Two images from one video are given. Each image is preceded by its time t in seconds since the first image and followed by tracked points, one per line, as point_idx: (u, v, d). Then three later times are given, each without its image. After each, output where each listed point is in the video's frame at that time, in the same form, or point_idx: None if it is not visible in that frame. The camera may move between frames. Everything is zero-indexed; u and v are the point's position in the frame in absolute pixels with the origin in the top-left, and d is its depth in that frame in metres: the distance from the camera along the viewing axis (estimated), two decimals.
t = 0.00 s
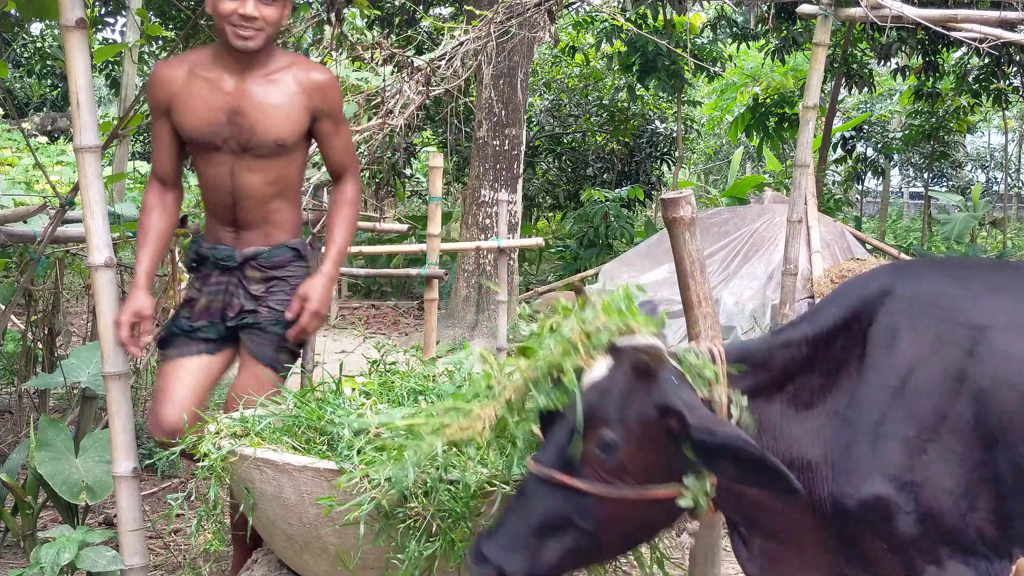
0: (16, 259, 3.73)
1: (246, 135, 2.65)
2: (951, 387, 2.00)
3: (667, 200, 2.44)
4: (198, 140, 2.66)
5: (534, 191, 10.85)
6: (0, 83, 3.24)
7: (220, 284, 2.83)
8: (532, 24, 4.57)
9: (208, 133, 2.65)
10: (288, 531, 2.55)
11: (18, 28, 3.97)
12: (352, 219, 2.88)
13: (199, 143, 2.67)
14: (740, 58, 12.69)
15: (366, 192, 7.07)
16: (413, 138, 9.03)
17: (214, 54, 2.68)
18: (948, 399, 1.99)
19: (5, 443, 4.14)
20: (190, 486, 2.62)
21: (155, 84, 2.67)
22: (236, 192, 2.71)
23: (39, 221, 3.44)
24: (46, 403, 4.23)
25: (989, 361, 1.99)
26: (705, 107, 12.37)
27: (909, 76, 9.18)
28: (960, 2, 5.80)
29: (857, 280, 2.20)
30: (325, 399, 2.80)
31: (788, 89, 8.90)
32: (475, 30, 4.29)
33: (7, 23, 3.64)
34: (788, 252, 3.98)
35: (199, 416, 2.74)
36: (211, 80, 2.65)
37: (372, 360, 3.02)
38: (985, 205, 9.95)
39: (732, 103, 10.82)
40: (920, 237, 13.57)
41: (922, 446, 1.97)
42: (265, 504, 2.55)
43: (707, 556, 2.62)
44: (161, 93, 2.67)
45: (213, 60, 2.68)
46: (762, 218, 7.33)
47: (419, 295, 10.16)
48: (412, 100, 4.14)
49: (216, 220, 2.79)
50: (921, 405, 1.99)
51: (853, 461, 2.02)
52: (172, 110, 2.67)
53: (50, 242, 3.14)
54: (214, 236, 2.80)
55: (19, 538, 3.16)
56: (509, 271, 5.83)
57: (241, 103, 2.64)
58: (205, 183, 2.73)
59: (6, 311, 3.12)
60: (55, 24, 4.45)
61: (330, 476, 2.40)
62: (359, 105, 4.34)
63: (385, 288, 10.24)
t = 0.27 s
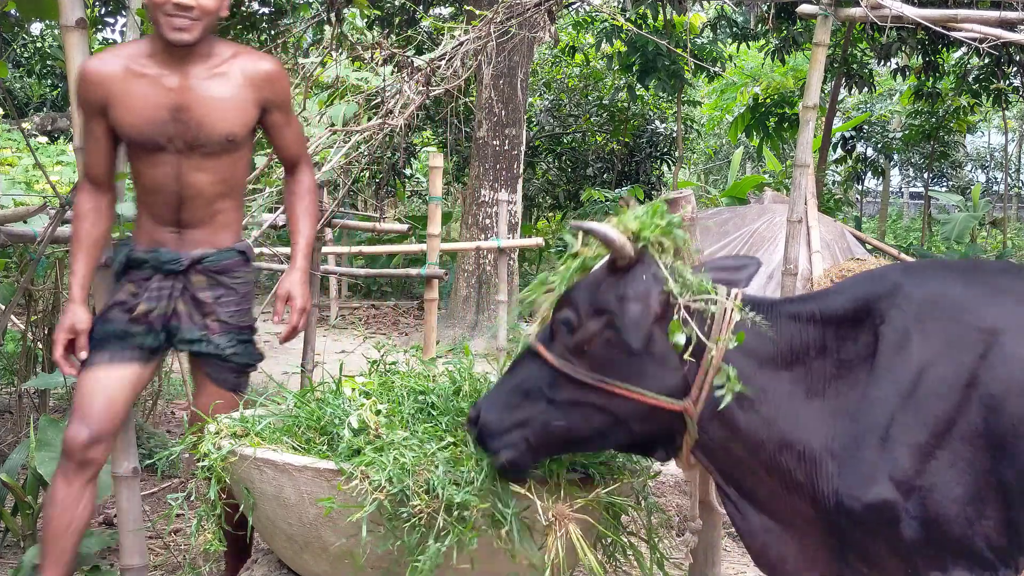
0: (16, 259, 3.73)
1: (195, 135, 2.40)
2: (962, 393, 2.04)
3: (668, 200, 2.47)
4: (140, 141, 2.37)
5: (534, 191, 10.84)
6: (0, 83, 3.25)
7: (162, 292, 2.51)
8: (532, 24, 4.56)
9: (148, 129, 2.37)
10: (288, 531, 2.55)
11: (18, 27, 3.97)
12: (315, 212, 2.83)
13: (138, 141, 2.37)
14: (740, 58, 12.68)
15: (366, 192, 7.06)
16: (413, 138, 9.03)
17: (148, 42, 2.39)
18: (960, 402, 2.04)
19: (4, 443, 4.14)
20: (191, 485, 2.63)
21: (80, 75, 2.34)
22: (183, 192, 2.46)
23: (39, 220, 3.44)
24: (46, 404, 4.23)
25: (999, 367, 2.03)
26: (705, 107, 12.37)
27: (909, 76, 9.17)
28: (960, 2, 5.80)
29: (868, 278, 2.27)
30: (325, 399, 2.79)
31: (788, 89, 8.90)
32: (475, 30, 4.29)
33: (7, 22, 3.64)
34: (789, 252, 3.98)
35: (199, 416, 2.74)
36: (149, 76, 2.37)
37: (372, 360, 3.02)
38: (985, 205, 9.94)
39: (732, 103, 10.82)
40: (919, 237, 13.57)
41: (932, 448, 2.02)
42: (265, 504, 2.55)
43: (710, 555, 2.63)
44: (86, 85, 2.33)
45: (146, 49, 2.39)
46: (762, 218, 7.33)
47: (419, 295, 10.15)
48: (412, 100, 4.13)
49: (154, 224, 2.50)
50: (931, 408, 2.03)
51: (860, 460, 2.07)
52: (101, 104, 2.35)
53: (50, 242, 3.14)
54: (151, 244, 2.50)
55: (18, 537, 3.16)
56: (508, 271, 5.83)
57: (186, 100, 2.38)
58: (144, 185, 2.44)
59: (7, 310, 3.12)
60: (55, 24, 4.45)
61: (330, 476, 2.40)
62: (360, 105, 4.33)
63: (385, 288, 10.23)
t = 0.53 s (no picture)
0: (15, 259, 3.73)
1: (110, 145, 2.33)
2: (969, 400, 1.98)
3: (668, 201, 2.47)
4: (53, 152, 2.30)
5: (534, 191, 10.84)
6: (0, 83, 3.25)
7: (72, 311, 2.44)
8: (531, 24, 4.56)
9: (58, 140, 2.29)
10: (288, 531, 2.55)
11: (18, 28, 3.97)
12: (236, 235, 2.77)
13: (47, 153, 2.30)
14: (740, 58, 12.69)
15: (366, 192, 7.06)
16: (413, 138, 9.03)
17: (59, 51, 2.33)
18: (967, 410, 1.98)
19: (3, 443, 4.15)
20: (190, 485, 2.63)
21: None
22: (100, 203, 2.37)
23: (39, 220, 3.44)
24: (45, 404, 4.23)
25: (1009, 372, 1.96)
26: (705, 107, 12.37)
27: (909, 76, 9.17)
28: (960, 2, 5.80)
29: (879, 276, 2.24)
30: (324, 399, 2.78)
31: (788, 89, 8.90)
32: (475, 30, 4.29)
33: (7, 23, 3.64)
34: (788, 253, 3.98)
35: (199, 415, 2.74)
36: (60, 84, 2.30)
37: (372, 360, 3.01)
38: (985, 205, 9.93)
39: (732, 103, 10.81)
40: (920, 237, 13.57)
41: (938, 456, 1.99)
42: (265, 504, 2.55)
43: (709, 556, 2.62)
44: None
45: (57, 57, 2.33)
46: (762, 219, 7.33)
47: (419, 295, 10.15)
48: (411, 100, 4.13)
49: (68, 240, 2.40)
50: (937, 412, 2.00)
51: (862, 461, 2.08)
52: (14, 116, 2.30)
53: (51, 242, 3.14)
54: (65, 262, 2.41)
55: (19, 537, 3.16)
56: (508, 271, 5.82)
57: (101, 108, 2.31)
58: (59, 199, 2.36)
59: (6, 311, 3.12)
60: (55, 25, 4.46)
61: (330, 476, 2.40)
62: (359, 105, 4.33)
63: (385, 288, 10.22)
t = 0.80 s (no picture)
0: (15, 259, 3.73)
1: (99, 131, 2.26)
2: (985, 404, 1.97)
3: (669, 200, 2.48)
4: (38, 140, 2.18)
5: (534, 191, 10.84)
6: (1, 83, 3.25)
7: (62, 315, 2.33)
8: (531, 24, 4.56)
9: (43, 127, 2.18)
10: (288, 531, 2.55)
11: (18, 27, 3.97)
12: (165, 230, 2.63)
13: (31, 141, 2.17)
14: (740, 58, 12.69)
15: (366, 192, 7.06)
16: (413, 138, 9.03)
17: (43, 34, 2.22)
18: (983, 414, 1.97)
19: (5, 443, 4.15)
20: (190, 486, 2.63)
21: None
22: (86, 195, 2.29)
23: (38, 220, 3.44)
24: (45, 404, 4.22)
25: None
26: (705, 107, 12.36)
27: (909, 76, 9.18)
28: (960, 2, 5.80)
29: (897, 277, 2.19)
30: (325, 399, 2.78)
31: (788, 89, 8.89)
32: (475, 30, 4.29)
33: (7, 23, 3.64)
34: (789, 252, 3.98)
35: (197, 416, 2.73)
36: (48, 67, 2.20)
37: (372, 360, 3.01)
38: (985, 206, 9.94)
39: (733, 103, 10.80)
40: (920, 237, 13.57)
41: (952, 458, 1.98)
42: (265, 504, 2.55)
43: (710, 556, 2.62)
44: None
45: (41, 41, 2.22)
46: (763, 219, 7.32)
47: (419, 295, 10.15)
48: (412, 100, 4.13)
49: (45, 234, 2.29)
50: (953, 417, 1.97)
51: (877, 461, 2.03)
52: None
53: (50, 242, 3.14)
54: (42, 258, 2.30)
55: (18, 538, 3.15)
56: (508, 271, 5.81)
57: (90, 94, 2.24)
58: (39, 191, 2.24)
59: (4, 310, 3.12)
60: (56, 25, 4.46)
61: (330, 476, 2.40)
62: (359, 105, 4.33)
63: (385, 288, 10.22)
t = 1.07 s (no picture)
0: (16, 259, 3.72)
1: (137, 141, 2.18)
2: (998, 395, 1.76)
3: (667, 201, 2.46)
4: (85, 149, 2.07)
5: (534, 191, 10.85)
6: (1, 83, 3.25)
7: (111, 335, 2.18)
8: (532, 24, 4.56)
9: (88, 135, 2.07)
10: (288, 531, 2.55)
11: (17, 27, 3.96)
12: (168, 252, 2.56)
13: (78, 148, 2.06)
14: (740, 58, 12.69)
15: (367, 192, 7.06)
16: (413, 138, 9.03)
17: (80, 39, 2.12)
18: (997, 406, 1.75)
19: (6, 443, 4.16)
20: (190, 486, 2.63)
21: None
22: (123, 209, 2.18)
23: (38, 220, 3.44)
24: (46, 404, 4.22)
25: None
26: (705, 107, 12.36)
27: (909, 76, 9.18)
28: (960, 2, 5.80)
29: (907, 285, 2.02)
30: (325, 399, 2.78)
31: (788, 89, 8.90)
32: (475, 30, 4.29)
33: (6, 23, 3.64)
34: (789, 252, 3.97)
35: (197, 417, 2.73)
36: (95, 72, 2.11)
37: (372, 360, 3.01)
38: (985, 206, 9.94)
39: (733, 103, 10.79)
40: (919, 237, 13.58)
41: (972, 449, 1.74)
42: (265, 504, 2.56)
43: (711, 555, 2.60)
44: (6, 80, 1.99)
45: (83, 47, 2.13)
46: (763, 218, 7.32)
47: (419, 295, 10.15)
48: (412, 100, 4.12)
49: (73, 249, 2.12)
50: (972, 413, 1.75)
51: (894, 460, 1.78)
52: (26, 102, 2.02)
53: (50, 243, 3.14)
54: (72, 278, 2.12)
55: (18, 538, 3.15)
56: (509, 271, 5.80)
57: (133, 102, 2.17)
58: (75, 202, 2.10)
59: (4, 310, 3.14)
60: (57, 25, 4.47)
61: (329, 476, 2.41)
62: (359, 105, 4.32)
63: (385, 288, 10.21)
